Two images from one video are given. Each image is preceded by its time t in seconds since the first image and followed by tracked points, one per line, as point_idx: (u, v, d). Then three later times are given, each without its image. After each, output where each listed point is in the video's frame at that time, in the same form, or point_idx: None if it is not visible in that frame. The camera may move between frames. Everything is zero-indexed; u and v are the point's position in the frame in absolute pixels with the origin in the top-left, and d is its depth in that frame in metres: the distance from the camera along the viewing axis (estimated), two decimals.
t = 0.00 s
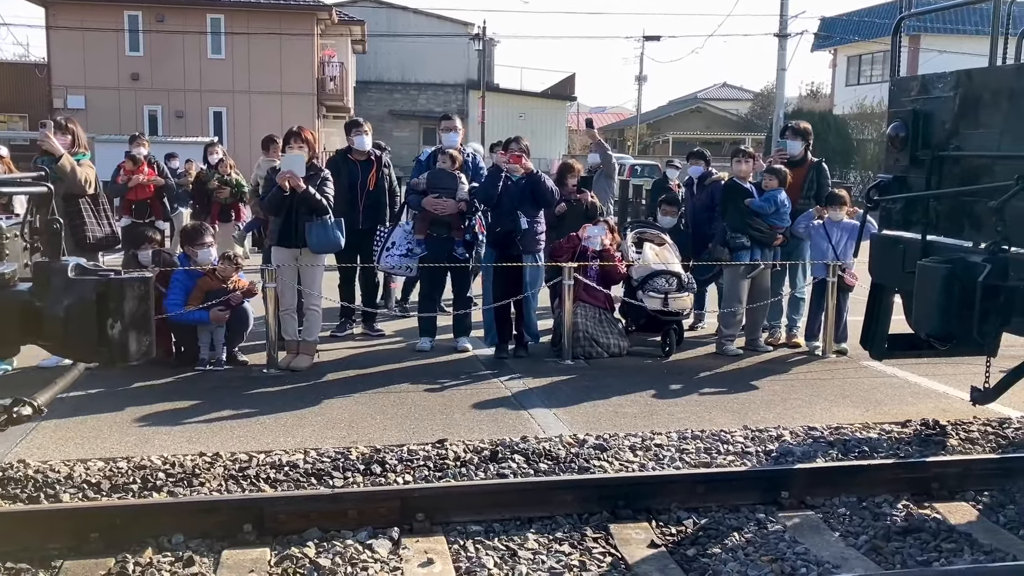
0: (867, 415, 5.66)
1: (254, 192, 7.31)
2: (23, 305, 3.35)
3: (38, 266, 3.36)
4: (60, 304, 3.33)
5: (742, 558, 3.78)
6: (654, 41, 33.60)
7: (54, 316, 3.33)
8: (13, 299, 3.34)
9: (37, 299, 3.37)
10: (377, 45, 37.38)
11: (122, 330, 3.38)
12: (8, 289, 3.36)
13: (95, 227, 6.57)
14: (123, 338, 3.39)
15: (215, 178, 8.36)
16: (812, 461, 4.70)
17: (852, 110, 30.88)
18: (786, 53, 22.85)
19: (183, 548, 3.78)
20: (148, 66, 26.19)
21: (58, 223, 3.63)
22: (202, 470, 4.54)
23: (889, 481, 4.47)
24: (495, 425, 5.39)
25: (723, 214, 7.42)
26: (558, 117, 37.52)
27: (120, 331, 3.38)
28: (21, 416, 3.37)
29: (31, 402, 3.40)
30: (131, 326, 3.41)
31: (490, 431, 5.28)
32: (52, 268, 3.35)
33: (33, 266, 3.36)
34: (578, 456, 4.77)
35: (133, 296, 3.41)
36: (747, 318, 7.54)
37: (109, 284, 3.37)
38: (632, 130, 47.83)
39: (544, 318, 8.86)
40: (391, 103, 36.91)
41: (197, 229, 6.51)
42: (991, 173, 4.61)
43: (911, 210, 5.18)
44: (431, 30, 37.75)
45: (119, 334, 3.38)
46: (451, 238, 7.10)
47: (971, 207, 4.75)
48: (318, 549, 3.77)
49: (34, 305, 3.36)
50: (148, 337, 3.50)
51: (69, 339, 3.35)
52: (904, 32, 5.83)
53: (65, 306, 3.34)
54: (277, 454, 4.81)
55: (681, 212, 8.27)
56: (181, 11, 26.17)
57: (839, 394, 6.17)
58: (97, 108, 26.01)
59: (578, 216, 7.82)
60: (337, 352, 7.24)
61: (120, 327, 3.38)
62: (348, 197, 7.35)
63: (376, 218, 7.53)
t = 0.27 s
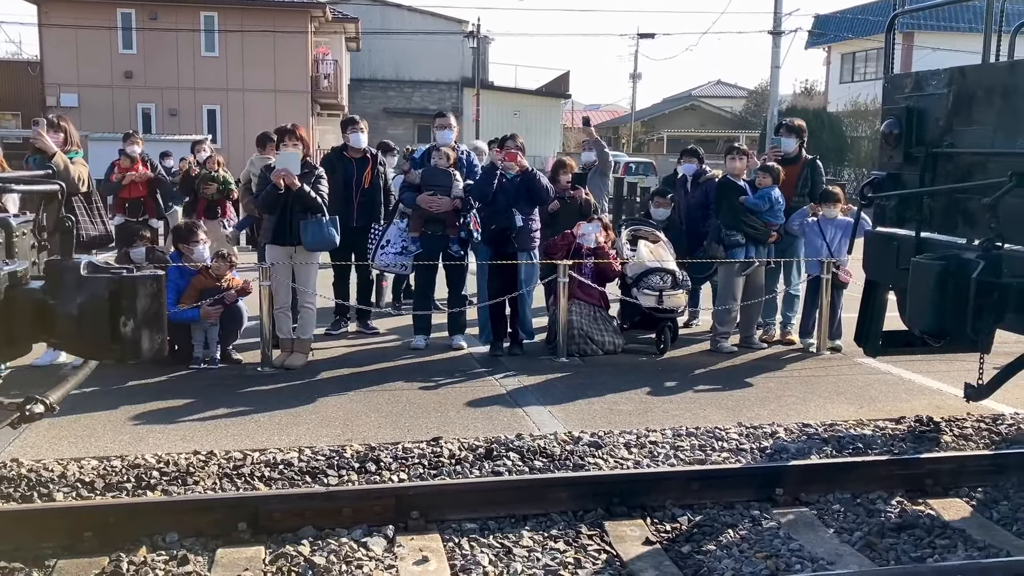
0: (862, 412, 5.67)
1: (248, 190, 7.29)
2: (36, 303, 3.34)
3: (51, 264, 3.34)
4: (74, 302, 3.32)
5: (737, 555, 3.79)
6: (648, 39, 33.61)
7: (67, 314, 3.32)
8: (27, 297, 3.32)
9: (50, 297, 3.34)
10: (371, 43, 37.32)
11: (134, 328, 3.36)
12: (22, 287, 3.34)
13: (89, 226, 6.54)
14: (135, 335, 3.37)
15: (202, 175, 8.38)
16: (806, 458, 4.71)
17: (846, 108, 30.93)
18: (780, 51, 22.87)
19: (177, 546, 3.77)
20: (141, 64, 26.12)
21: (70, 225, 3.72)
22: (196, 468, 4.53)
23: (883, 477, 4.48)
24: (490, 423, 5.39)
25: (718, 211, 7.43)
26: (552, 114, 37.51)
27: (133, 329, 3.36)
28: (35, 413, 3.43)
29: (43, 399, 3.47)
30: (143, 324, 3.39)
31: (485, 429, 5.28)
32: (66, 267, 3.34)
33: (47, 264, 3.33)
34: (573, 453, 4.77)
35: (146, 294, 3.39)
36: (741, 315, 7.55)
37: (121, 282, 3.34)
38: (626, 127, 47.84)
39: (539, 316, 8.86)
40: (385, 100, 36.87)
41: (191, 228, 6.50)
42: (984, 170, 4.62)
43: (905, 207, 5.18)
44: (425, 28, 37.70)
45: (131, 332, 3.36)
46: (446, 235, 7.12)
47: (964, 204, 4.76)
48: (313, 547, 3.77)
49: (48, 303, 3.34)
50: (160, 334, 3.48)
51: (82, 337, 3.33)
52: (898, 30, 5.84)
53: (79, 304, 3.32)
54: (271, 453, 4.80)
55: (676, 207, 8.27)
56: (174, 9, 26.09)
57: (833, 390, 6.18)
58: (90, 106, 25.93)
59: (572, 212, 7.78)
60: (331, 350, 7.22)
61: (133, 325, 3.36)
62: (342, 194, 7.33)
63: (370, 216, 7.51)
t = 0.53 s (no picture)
0: (856, 409, 5.68)
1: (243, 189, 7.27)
2: (52, 301, 3.25)
3: (66, 262, 3.24)
4: (89, 300, 3.22)
5: (731, 553, 3.79)
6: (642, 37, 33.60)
7: (82, 313, 3.22)
8: (42, 295, 3.24)
9: (66, 295, 3.25)
10: (365, 41, 37.27)
11: (150, 326, 3.27)
12: (38, 286, 3.27)
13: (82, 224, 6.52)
14: (151, 334, 3.28)
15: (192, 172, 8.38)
16: (800, 455, 4.72)
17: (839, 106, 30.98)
18: (774, 48, 22.88)
19: (171, 545, 3.76)
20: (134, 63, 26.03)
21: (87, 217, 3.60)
22: (190, 467, 4.52)
23: (877, 475, 4.49)
24: (485, 421, 5.38)
25: (712, 209, 7.44)
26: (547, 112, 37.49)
27: (149, 328, 3.27)
28: (51, 412, 3.43)
29: (58, 398, 3.47)
30: (159, 322, 3.30)
31: (479, 427, 5.28)
32: (80, 265, 3.23)
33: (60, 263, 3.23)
34: (568, 451, 4.78)
35: (162, 292, 3.28)
36: (735, 313, 7.55)
37: (137, 280, 3.24)
38: (620, 126, 47.85)
39: (533, 314, 8.85)
40: (379, 99, 36.82)
41: (184, 227, 6.47)
42: (978, 168, 4.62)
43: (899, 204, 5.20)
44: (419, 26, 37.65)
45: (147, 330, 3.27)
46: (440, 233, 7.12)
47: (956, 201, 4.78)
48: (307, 546, 3.76)
49: (64, 301, 3.25)
50: (176, 332, 3.38)
51: (98, 335, 3.24)
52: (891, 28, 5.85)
53: (94, 302, 3.22)
54: (265, 452, 4.79)
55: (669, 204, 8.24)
56: (167, 7, 25.99)
57: (828, 388, 6.19)
58: (83, 104, 25.85)
59: (567, 210, 7.79)
60: (326, 349, 7.22)
61: (149, 323, 3.26)
62: (337, 191, 7.32)
63: (365, 214, 7.49)
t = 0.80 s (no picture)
0: (849, 407, 5.70)
1: (237, 188, 7.25)
2: (70, 300, 3.25)
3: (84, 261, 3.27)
4: (109, 298, 3.22)
5: (725, 550, 3.80)
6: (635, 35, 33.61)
7: (102, 311, 3.22)
8: (61, 295, 3.24)
9: (86, 295, 3.26)
10: (359, 40, 37.21)
11: (169, 325, 3.30)
12: (55, 287, 3.26)
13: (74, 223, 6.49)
14: (171, 332, 3.31)
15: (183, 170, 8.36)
16: (794, 453, 4.73)
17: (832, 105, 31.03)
18: (768, 47, 22.89)
19: (165, 545, 3.76)
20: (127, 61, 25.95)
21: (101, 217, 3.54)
22: (184, 467, 4.51)
23: (871, 472, 4.50)
24: (479, 420, 5.38)
25: (705, 208, 7.44)
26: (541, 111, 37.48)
27: (168, 326, 3.30)
28: (68, 410, 3.24)
29: (78, 395, 3.27)
30: (178, 321, 3.34)
31: (474, 426, 5.28)
32: (99, 264, 3.26)
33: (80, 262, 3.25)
34: (562, 449, 4.78)
35: (180, 291, 3.33)
36: (729, 311, 7.55)
37: (156, 278, 3.27)
38: (614, 124, 47.87)
39: (528, 313, 8.85)
40: (373, 97, 36.77)
41: (178, 226, 6.44)
42: (971, 167, 4.64)
43: (892, 202, 5.21)
44: (413, 24, 37.60)
45: (166, 329, 3.30)
46: (434, 232, 7.10)
47: (949, 199, 4.79)
48: (302, 545, 3.76)
49: (83, 300, 3.26)
50: (193, 331, 3.43)
51: (118, 333, 3.24)
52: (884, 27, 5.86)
53: (114, 300, 3.23)
54: (260, 451, 4.78)
55: (663, 204, 8.25)
56: (160, 5, 25.86)
57: (821, 386, 6.20)
58: (76, 103, 25.78)
59: (561, 208, 7.77)
60: (319, 348, 7.21)
61: (168, 321, 3.30)
62: (332, 189, 7.32)
63: (360, 212, 7.49)
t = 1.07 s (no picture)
0: (842, 405, 5.72)
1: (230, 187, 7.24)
2: (92, 299, 3.18)
3: (105, 260, 3.17)
4: (131, 297, 3.13)
5: (719, 548, 3.81)
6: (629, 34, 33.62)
7: (124, 310, 3.14)
8: (83, 294, 3.19)
9: (106, 293, 3.18)
10: (352, 39, 37.16)
11: (191, 323, 3.22)
12: (77, 286, 3.21)
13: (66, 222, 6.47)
14: (192, 331, 3.23)
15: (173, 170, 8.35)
16: (787, 452, 4.74)
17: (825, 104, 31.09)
18: (761, 46, 22.92)
19: (159, 545, 3.75)
20: (119, 60, 25.87)
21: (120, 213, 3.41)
22: (177, 466, 4.50)
23: (864, 470, 4.51)
24: (473, 419, 5.38)
25: (698, 207, 7.46)
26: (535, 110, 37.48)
27: (190, 325, 3.22)
28: (89, 408, 3.17)
29: (99, 394, 3.20)
30: (200, 319, 3.26)
31: (467, 425, 5.28)
32: (120, 263, 3.17)
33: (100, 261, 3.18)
34: (556, 448, 4.78)
35: (202, 289, 3.25)
36: (722, 310, 7.56)
37: (177, 277, 3.19)
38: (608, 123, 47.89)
39: (521, 312, 8.86)
40: (366, 96, 36.73)
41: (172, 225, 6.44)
42: (963, 165, 4.65)
43: (884, 201, 5.23)
44: (406, 23, 37.56)
45: (188, 328, 3.22)
46: (427, 231, 7.08)
47: (941, 197, 4.81)
48: (296, 545, 3.76)
49: (105, 299, 3.18)
50: (215, 329, 3.36)
51: (141, 331, 3.15)
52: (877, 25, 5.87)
53: (136, 298, 3.14)
54: (253, 450, 4.78)
55: (656, 203, 8.26)
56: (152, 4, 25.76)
57: (814, 384, 6.22)
58: (68, 103, 25.70)
59: (554, 207, 7.76)
60: (313, 347, 7.20)
61: (189, 320, 3.21)
62: (325, 189, 7.30)
63: (353, 212, 7.48)
